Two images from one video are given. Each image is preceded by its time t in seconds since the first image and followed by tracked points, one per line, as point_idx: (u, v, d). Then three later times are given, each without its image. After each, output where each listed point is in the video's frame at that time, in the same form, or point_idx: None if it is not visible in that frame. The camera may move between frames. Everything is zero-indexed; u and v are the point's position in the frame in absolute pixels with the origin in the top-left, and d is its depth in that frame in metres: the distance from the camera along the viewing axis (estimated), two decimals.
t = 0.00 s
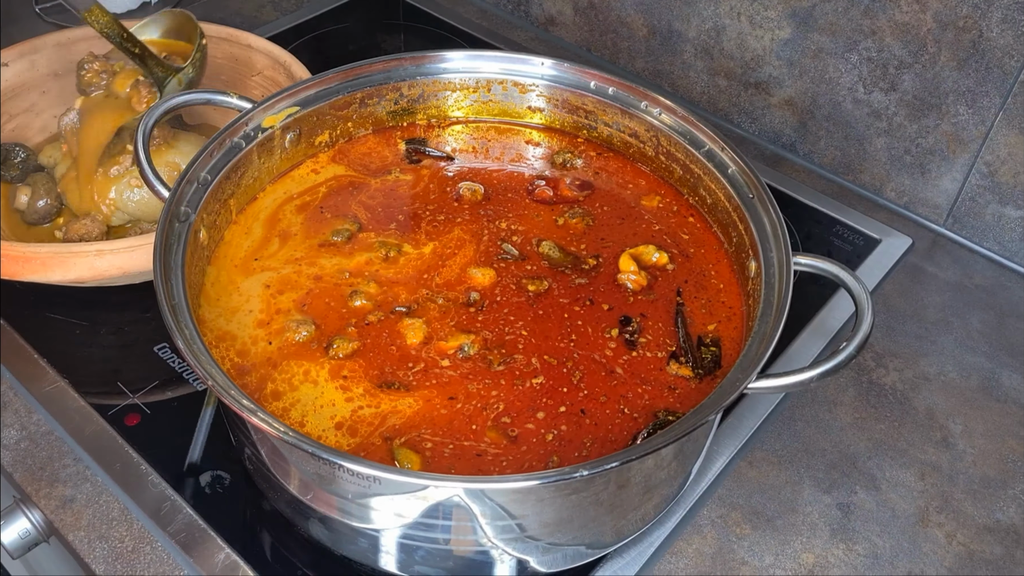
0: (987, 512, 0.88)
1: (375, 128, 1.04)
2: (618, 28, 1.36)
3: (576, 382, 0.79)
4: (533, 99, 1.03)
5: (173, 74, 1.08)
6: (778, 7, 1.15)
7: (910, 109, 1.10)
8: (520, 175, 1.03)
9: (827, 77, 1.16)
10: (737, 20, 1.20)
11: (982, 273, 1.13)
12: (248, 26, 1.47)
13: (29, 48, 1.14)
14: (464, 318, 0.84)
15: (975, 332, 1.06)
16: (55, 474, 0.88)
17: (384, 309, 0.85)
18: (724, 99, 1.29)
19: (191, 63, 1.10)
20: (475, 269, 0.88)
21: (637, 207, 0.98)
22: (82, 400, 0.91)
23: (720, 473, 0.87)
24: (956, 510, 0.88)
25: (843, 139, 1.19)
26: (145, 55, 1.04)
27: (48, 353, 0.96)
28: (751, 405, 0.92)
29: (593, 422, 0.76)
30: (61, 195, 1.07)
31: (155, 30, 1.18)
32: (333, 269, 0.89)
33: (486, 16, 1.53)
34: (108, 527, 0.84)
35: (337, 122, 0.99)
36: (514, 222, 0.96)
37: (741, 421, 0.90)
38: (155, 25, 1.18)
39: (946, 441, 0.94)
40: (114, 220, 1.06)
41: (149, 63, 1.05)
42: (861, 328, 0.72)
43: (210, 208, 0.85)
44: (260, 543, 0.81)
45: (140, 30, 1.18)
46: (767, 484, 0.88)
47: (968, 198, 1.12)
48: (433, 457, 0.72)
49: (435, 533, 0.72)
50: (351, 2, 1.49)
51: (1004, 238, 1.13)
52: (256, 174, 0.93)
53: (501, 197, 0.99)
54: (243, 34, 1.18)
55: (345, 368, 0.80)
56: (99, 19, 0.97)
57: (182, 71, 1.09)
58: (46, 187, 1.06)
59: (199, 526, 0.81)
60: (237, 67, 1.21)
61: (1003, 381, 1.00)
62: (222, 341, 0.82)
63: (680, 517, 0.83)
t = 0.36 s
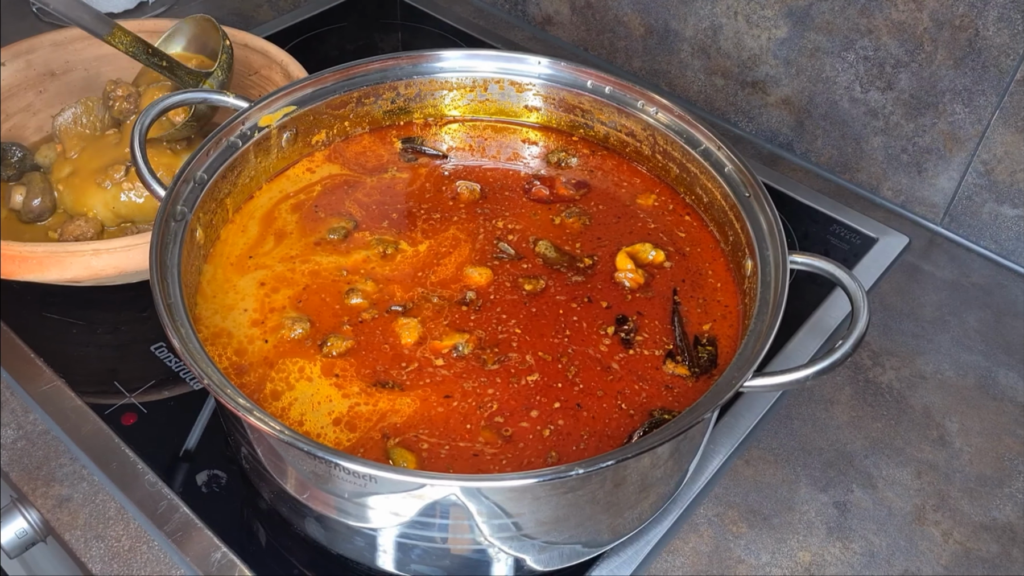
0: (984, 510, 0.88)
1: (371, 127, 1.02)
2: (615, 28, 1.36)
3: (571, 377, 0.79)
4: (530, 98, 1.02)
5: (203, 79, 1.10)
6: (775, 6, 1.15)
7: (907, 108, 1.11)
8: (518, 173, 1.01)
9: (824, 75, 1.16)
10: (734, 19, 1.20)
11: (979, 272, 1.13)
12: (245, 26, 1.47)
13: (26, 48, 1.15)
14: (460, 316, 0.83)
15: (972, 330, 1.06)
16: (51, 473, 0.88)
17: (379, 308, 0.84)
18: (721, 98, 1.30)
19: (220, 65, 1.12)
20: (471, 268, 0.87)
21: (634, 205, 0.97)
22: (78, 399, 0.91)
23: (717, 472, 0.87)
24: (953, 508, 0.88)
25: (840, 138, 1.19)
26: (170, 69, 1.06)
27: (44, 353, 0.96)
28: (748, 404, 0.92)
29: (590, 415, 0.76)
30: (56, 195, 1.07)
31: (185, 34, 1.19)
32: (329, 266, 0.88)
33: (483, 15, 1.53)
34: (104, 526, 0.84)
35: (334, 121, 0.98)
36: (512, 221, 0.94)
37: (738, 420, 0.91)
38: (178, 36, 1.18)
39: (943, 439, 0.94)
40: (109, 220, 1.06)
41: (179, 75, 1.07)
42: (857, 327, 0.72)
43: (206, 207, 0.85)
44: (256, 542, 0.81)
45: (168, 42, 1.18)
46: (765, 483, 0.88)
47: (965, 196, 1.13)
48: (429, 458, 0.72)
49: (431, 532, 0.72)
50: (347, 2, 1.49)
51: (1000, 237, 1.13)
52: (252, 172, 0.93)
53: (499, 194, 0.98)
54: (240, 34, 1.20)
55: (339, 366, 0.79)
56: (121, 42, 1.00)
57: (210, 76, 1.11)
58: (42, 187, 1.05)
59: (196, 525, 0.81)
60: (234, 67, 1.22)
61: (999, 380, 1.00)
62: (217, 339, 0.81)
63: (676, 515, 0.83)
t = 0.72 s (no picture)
0: (984, 509, 0.88)
1: (371, 126, 1.02)
2: (615, 27, 1.37)
3: (570, 376, 0.78)
4: (531, 97, 1.02)
5: (200, 62, 1.10)
6: (775, 6, 1.16)
7: (906, 107, 1.11)
8: (518, 173, 1.01)
9: (824, 75, 1.16)
10: (734, 18, 1.21)
11: (979, 271, 1.13)
12: (245, 26, 1.47)
13: (25, 48, 1.15)
14: (460, 315, 0.83)
15: (972, 329, 1.06)
16: (52, 472, 0.88)
17: (380, 308, 0.83)
18: (721, 98, 1.30)
19: (211, 43, 1.12)
20: (473, 268, 0.87)
21: (635, 205, 0.96)
22: (79, 398, 0.91)
23: (717, 471, 0.88)
24: (953, 507, 0.88)
25: (840, 137, 1.20)
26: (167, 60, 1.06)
27: (44, 352, 0.96)
28: (748, 403, 0.92)
29: (590, 411, 0.76)
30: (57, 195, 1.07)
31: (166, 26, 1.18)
32: (329, 265, 0.88)
33: (483, 15, 1.53)
34: (105, 525, 0.84)
35: (334, 121, 0.98)
36: (512, 220, 0.93)
37: (738, 419, 0.91)
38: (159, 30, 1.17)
39: (943, 438, 0.94)
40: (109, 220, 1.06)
41: (177, 64, 1.07)
42: (858, 326, 0.72)
43: (207, 207, 0.85)
44: (256, 541, 0.81)
45: (153, 40, 1.18)
46: (765, 481, 0.88)
47: (964, 196, 1.13)
48: (430, 458, 0.72)
49: (432, 531, 0.73)
50: (348, 2, 1.49)
51: (1000, 236, 1.13)
52: (252, 171, 0.92)
53: (500, 193, 0.97)
54: (242, 34, 1.20)
55: (338, 366, 0.79)
56: (119, 45, 0.97)
57: (205, 57, 1.11)
58: (42, 187, 1.06)
59: (197, 524, 0.81)
60: (234, 66, 1.22)
61: (999, 379, 1.01)
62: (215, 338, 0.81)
63: (676, 515, 0.83)
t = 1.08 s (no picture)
0: (988, 510, 0.87)
1: (373, 125, 1.01)
2: (617, 26, 1.36)
3: (572, 377, 0.78)
4: (534, 97, 1.01)
5: (168, 55, 1.11)
6: (779, 5, 1.15)
7: (910, 107, 1.10)
8: (522, 172, 1.00)
9: (828, 74, 1.16)
10: (738, 17, 1.20)
11: (983, 271, 1.13)
12: (246, 24, 1.47)
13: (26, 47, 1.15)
14: (463, 316, 0.83)
15: (976, 330, 1.06)
16: (53, 473, 0.88)
17: (382, 308, 0.83)
18: (724, 97, 1.29)
19: (175, 32, 1.12)
20: (476, 268, 0.86)
21: (637, 205, 0.96)
22: (80, 399, 0.91)
23: (721, 472, 0.87)
24: (957, 508, 0.87)
25: (844, 137, 1.19)
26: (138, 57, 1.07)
27: (46, 352, 0.96)
28: (751, 404, 0.92)
29: (593, 411, 0.75)
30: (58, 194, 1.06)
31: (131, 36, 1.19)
32: (331, 263, 0.87)
33: (485, 14, 1.52)
34: (106, 527, 0.84)
35: (336, 120, 0.97)
36: (515, 220, 0.93)
37: (742, 419, 0.90)
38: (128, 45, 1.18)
39: (947, 439, 0.93)
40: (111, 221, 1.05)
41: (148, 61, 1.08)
42: (863, 327, 0.71)
43: (209, 207, 0.85)
44: (258, 542, 0.81)
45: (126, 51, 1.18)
46: (769, 483, 0.88)
47: (968, 196, 1.12)
48: (432, 461, 0.71)
49: (435, 532, 0.72)
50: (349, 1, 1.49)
51: (1004, 236, 1.12)
52: (254, 171, 0.92)
53: (504, 192, 0.97)
54: (241, 31, 1.19)
55: (339, 367, 0.78)
56: (78, 49, 0.94)
57: (173, 48, 1.12)
58: (43, 186, 1.04)
59: (199, 525, 0.81)
60: (236, 65, 1.22)
61: (1003, 379, 1.00)
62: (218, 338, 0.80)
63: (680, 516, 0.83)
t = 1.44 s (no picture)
0: (1014, 522, 0.86)
1: (389, 130, 1.00)
2: (631, 29, 1.35)
3: (594, 388, 0.77)
4: (552, 103, 1.00)
5: (208, 54, 1.09)
6: (797, 9, 1.14)
7: (930, 112, 1.09)
8: (540, 178, 0.99)
9: (846, 79, 1.15)
10: (755, 21, 1.19)
11: (1003, 278, 1.12)
12: (256, 26, 1.46)
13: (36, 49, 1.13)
14: (482, 325, 0.81)
15: (997, 337, 1.05)
16: (67, 483, 0.86)
17: (401, 317, 0.82)
18: (740, 101, 1.28)
19: (209, 31, 1.09)
20: (496, 277, 0.85)
21: (657, 212, 0.95)
22: (92, 407, 0.90)
23: (743, 482, 0.86)
24: (982, 520, 0.86)
25: (862, 142, 1.18)
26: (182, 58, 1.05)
27: (58, 360, 0.95)
28: (772, 414, 0.91)
29: (615, 424, 0.74)
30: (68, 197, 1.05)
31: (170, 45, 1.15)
32: (349, 270, 0.86)
33: (497, 16, 1.51)
34: (121, 538, 0.83)
35: (352, 125, 0.96)
36: (534, 226, 0.92)
37: (763, 430, 0.89)
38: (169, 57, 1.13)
39: (970, 449, 0.92)
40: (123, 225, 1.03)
41: (189, 61, 1.06)
42: (892, 339, 0.70)
43: (226, 213, 0.84)
44: (275, 553, 0.80)
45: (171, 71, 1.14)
46: (791, 494, 0.87)
47: (988, 202, 1.11)
48: (453, 475, 0.70)
49: (455, 546, 0.71)
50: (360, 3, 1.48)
51: None
52: (270, 176, 0.91)
53: (523, 198, 0.96)
54: (253, 35, 1.19)
55: (358, 378, 0.77)
56: (120, 54, 0.91)
57: (211, 46, 1.09)
58: (53, 191, 1.04)
59: (215, 536, 0.80)
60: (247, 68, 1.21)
61: None
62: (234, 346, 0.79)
63: (702, 528, 0.82)
